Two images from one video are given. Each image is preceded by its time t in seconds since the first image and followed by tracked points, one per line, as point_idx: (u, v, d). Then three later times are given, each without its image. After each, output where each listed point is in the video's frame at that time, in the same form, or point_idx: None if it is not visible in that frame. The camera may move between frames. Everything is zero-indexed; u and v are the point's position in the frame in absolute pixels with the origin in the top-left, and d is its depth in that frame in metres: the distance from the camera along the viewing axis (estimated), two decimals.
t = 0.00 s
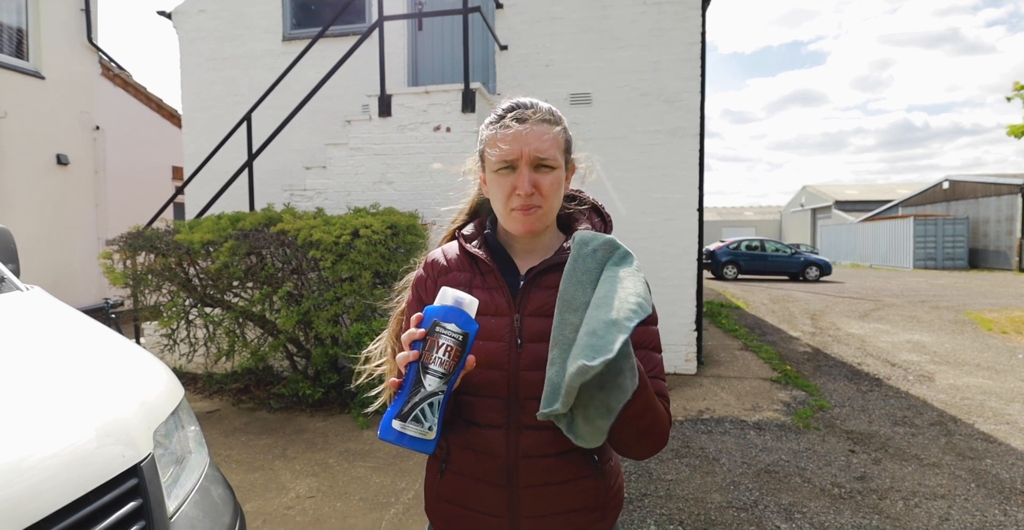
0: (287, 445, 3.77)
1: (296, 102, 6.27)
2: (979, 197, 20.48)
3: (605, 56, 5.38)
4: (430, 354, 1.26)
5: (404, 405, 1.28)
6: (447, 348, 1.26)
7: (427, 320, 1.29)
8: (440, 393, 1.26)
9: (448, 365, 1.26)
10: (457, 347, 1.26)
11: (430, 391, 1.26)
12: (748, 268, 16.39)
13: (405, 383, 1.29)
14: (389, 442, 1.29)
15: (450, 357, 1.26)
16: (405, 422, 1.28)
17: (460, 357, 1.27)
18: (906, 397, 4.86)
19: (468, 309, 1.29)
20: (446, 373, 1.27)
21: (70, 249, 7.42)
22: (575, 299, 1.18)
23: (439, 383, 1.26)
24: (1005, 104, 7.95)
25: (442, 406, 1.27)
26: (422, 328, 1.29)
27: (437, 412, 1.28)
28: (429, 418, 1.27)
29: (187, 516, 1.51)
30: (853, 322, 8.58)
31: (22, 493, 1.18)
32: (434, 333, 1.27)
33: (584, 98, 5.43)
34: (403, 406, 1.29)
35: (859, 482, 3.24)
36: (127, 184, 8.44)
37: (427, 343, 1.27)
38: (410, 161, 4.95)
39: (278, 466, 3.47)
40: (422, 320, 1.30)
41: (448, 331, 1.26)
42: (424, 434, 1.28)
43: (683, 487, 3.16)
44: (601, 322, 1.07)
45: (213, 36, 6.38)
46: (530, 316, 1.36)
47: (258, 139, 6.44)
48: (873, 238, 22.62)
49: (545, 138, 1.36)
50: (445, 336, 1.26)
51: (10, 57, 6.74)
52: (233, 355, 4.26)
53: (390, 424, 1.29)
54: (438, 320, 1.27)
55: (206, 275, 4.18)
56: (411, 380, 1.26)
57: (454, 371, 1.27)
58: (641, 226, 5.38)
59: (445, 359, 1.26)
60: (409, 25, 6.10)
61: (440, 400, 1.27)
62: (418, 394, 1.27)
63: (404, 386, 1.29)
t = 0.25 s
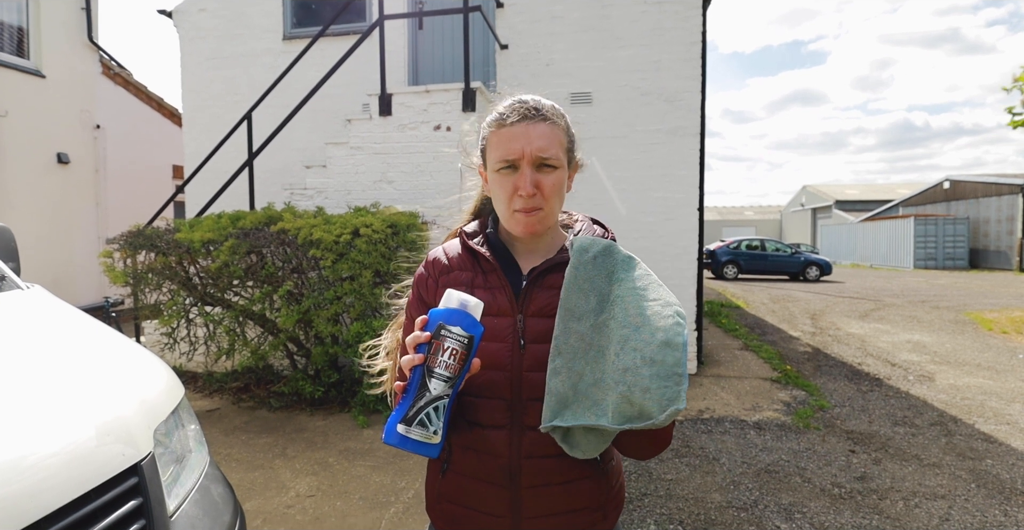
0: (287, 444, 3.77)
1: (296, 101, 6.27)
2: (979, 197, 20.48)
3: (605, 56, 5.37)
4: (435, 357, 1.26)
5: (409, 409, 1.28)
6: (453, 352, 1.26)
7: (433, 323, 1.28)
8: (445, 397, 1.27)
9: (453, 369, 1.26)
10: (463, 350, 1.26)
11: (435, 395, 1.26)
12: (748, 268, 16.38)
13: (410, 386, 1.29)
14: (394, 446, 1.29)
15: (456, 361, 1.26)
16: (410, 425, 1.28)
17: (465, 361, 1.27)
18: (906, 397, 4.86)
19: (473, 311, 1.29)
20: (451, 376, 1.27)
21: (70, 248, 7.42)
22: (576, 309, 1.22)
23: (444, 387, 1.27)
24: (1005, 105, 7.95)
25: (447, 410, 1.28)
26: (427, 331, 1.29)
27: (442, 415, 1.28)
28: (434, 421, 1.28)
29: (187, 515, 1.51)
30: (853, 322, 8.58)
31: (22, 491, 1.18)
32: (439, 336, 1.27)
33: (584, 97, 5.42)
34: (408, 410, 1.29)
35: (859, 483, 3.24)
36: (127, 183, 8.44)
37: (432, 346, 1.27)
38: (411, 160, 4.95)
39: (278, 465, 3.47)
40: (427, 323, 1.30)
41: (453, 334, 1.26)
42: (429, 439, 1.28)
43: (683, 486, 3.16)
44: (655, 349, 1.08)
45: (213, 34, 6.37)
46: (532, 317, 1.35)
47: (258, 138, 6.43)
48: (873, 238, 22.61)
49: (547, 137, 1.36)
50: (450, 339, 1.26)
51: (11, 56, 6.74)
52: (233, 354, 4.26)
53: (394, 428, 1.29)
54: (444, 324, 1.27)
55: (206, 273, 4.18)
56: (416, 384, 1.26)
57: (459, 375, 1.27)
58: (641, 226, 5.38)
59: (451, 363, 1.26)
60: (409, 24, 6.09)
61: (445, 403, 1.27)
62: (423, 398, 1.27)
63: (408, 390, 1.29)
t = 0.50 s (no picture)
0: (286, 443, 3.77)
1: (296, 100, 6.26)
2: (979, 196, 20.49)
3: (606, 55, 5.37)
4: (434, 356, 1.26)
5: (407, 407, 1.28)
6: (451, 350, 1.26)
7: (432, 322, 1.28)
8: (444, 396, 1.27)
9: (451, 368, 1.26)
10: (461, 349, 1.26)
11: (434, 393, 1.26)
12: (748, 268, 16.38)
13: (408, 385, 1.29)
14: (392, 444, 1.29)
15: (454, 359, 1.26)
16: (408, 423, 1.28)
17: (464, 359, 1.27)
18: (905, 396, 4.86)
19: (472, 310, 1.29)
20: (449, 375, 1.27)
21: (69, 246, 7.41)
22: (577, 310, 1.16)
23: (443, 385, 1.26)
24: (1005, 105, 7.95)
25: (445, 408, 1.28)
26: (427, 329, 1.29)
27: (440, 414, 1.28)
28: (432, 420, 1.27)
29: (186, 514, 1.51)
30: (853, 322, 8.58)
31: (20, 490, 1.18)
32: (438, 334, 1.26)
33: (584, 97, 5.42)
34: (406, 408, 1.29)
35: (859, 482, 3.25)
36: (127, 181, 8.43)
37: (431, 345, 1.27)
38: (411, 159, 4.95)
39: (277, 464, 3.47)
40: (427, 321, 1.30)
41: (452, 332, 1.26)
42: (426, 437, 1.28)
43: (683, 486, 3.16)
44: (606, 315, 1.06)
45: (213, 33, 6.37)
46: (532, 316, 1.35)
47: (258, 136, 6.43)
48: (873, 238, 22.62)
49: (545, 137, 1.36)
50: (449, 338, 1.26)
51: (11, 54, 6.73)
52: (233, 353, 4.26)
53: (392, 426, 1.29)
54: (443, 322, 1.27)
55: (205, 272, 4.18)
56: (414, 383, 1.26)
57: (457, 373, 1.27)
58: (641, 225, 5.38)
59: (449, 361, 1.26)
60: (409, 23, 6.09)
61: (443, 402, 1.27)
62: (421, 397, 1.27)
63: (407, 388, 1.29)
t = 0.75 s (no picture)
0: (286, 442, 3.76)
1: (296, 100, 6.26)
2: (979, 197, 20.49)
3: (606, 55, 5.37)
4: (433, 356, 1.26)
5: (407, 407, 1.28)
6: (451, 350, 1.25)
7: (432, 321, 1.28)
8: (443, 396, 1.26)
9: (451, 368, 1.26)
10: (461, 349, 1.26)
11: (433, 393, 1.26)
12: (748, 268, 16.38)
13: (408, 384, 1.29)
14: (391, 443, 1.29)
15: (454, 359, 1.26)
16: (407, 423, 1.28)
17: (463, 359, 1.27)
18: (905, 397, 4.85)
19: (472, 310, 1.29)
20: (449, 375, 1.26)
21: (69, 246, 7.41)
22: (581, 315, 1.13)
23: (442, 386, 1.26)
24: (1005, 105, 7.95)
25: (445, 408, 1.27)
26: (427, 329, 1.29)
27: (439, 414, 1.28)
28: (431, 420, 1.27)
29: (186, 514, 1.51)
30: (853, 322, 8.57)
31: (20, 490, 1.17)
32: (438, 334, 1.26)
33: (585, 97, 5.42)
34: (405, 408, 1.29)
35: (859, 483, 3.24)
36: (127, 181, 8.43)
37: (431, 345, 1.27)
38: (411, 159, 4.94)
39: (277, 463, 3.47)
40: (426, 321, 1.30)
41: (452, 332, 1.26)
42: (426, 437, 1.28)
43: (683, 486, 3.15)
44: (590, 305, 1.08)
45: (213, 33, 6.36)
46: (532, 317, 1.35)
47: (258, 136, 6.43)
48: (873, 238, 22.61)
49: (544, 136, 1.35)
50: (449, 338, 1.26)
51: (11, 53, 6.72)
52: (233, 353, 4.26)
53: (392, 426, 1.29)
54: (443, 322, 1.27)
55: (205, 272, 4.17)
56: (414, 383, 1.26)
57: (457, 373, 1.27)
58: (641, 225, 5.37)
59: (449, 361, 1.25)
60: (409, 23, 6.08)
61: (443, 402, 1.27)
62: (420, 396, 1.26)
63: (407, 388, 1.29)
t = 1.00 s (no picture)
0: (288, 443, 3.77)
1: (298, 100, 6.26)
2: (980, 197, 20.47)
3: (607, 56, 5.37)
4: (435, 356, 1.26)
5: (408, 407, 1.28)
6: (452, 350, 1.25)
7: (434, 322, 1.28)
8: (445, 396, 1.26)
9: (453, 369, 1.26)
10: (462, 349, 1.25)
11: (435, 394, 1.26)
12: (749, 268, 16.37)
13: (410, 385, 1.29)
14: (393, 443, 1.29)
15: (456, 360, 1.26)
16: (409, 423, 1.28)
17: (465, 360, 1.26)
18: (907, 398, 4.85)
19: (474, 311, 1.28)
20: (451, 375, 1.26)
21: (71, 246, 7.42)
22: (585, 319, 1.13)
23: (444, 386, 1.26)
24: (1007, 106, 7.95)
25: (447, 409, 1.27)
26: (428, 329, 1.29)
27: (441, 415, 1.28)
28: (433, 420, 1.27)
29: (189, 514, 1.51)
30: (854, 323, 8.57)
31: (23, 491, 1.17)
32: (440, 335, 1.26)
33: (586, 97, 5.41)
34: (407, 408, 1.29)
35: (861, 484, 3.24)
36: (128, 181, 8.44)
37: (433, 345, 1.27)
38: (412, 160, 4.94)
39: (278, 464, 3.47)
40: (428, 322, 1.30)
41: (454, 333, 1.26)
42: (428, 437, 1.28)
43: (684, 487, 3.15)
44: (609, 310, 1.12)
45: (215, 33, 6.37)
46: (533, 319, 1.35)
47: (259, 137, 6.43)
48: (874, 239, 22.59)
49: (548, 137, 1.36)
50: (450, 338, 1.26)
51: (13, 54, 6.73)
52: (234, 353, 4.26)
53: (393, 426, 1.29)
54: (445, 322, 1.27)
55: (207, 272, 4.18)
56: (416, 383, 1.26)
57: (458, 374, 1.27)
58: (642, 226, 5.37)
59: (450, 362, 1.25)
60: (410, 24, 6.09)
61: (445, 403, 1.27)
62: (422, 396, 1.27)
63: (408, 388, 1.29)
